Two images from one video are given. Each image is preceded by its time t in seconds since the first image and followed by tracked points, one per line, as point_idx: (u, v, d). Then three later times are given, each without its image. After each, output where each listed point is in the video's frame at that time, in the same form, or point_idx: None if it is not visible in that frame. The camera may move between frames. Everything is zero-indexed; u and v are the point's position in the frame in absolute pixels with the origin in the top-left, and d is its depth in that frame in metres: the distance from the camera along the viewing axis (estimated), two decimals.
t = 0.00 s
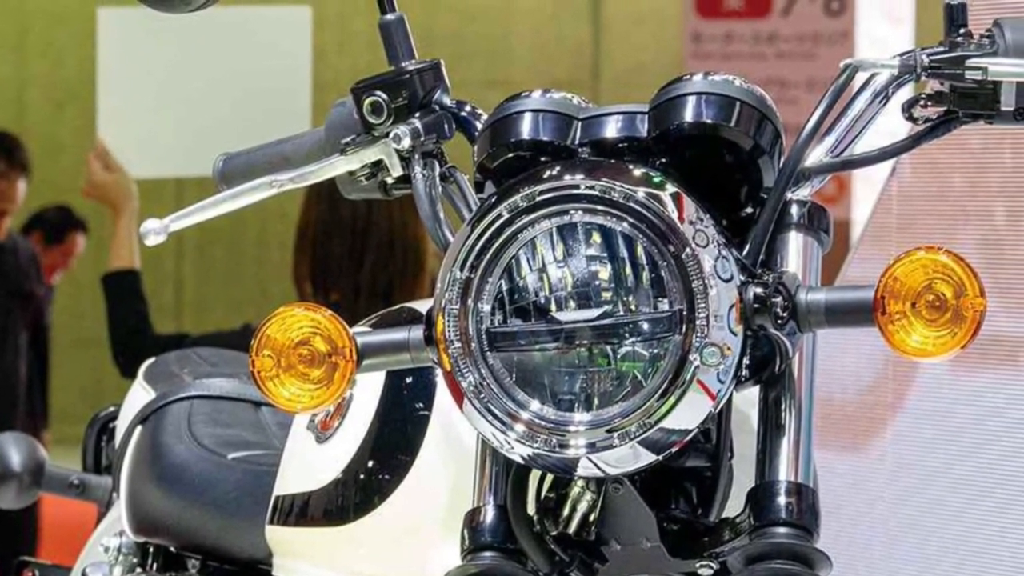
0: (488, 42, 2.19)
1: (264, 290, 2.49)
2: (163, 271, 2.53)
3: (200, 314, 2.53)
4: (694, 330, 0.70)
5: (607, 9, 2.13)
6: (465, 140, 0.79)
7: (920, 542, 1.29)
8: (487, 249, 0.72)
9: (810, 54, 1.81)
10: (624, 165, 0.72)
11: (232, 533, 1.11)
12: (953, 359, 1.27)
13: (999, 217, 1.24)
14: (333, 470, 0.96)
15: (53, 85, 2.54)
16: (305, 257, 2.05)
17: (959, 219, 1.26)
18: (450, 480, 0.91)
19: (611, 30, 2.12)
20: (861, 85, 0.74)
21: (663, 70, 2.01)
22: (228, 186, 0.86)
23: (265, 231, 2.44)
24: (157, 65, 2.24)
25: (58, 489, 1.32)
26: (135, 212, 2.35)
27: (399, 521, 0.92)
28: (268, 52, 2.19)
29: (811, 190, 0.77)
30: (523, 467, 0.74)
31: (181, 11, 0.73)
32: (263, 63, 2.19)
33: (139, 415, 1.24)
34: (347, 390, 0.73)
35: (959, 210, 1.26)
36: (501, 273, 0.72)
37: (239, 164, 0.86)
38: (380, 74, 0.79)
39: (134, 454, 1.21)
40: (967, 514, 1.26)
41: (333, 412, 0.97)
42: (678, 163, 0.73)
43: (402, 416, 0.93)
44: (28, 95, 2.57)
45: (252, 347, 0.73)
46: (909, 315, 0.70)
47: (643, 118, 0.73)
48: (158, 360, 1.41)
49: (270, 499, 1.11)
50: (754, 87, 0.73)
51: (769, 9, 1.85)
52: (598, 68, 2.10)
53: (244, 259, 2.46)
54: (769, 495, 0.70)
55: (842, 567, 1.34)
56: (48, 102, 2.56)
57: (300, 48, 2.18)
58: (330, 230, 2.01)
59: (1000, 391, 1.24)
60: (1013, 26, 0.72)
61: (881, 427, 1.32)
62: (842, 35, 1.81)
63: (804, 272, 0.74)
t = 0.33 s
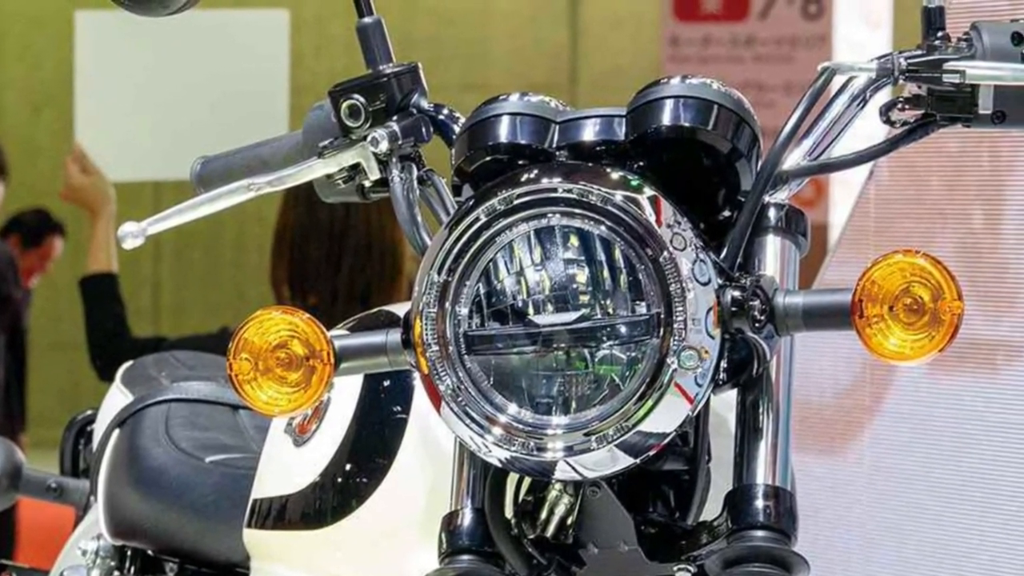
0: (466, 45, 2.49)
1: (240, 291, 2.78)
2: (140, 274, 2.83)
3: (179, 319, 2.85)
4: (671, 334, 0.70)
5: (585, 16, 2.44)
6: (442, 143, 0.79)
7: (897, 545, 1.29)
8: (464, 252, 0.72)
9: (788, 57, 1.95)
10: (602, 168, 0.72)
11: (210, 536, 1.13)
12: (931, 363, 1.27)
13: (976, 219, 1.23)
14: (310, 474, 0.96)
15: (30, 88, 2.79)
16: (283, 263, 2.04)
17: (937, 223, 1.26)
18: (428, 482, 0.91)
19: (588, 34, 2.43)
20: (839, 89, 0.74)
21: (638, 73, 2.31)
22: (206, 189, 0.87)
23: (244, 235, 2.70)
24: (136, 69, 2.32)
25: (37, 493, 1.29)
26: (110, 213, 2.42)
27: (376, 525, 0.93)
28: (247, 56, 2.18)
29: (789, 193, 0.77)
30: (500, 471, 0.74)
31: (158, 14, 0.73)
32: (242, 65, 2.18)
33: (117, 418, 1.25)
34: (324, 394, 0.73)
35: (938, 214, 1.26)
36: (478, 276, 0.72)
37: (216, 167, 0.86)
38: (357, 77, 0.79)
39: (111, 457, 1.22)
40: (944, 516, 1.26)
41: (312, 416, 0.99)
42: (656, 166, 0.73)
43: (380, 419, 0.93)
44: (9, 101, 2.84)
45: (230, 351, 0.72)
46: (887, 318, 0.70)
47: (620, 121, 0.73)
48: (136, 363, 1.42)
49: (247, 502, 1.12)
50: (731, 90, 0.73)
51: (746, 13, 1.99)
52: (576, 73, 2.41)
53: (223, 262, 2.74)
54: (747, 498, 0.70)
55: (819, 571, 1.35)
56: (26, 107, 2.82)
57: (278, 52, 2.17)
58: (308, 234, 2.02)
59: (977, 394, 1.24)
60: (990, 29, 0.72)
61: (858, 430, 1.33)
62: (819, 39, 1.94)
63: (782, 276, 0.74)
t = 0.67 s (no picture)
0: (442, 47, 2.32)
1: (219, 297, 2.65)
2: (120, 278, 2.72)
3: (156, 321, 2.74)
4: (649, 337, 0.70)
5: (561, 14, 2.35)
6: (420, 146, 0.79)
7: (875, 548, 1.29)
8: (442, 255, 0.72)
9: (767, 60, 1.90)
10: (579, 171, 0.72)
11: (187, 539, 1.13)
12: (908, 366, 1.27)
13: (954, 222, 1.24)
14: (288, 477, 0.97)
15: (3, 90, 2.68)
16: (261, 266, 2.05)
17: (914, 227, 1.27)
18: (405, 487, 0.92)
19: (565, 35, 2.34)
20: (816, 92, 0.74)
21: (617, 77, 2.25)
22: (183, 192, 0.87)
23: (221, 235, 2.55)
24: (112, 72, 2.32)
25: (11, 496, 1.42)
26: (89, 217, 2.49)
27: (353, 527, 0.93)
28: (223, 60, 2.15)
29: (766, 197, 0.77)
30: (478, 474, 0.74)
31: (136, 16, 0.76)
32: (218, 71, 2.15)
33: (94, 421, 1.27)
34: (302, 398, 0.73)
35: (915, 217, 1.26)
36: (456, 280, 0.72)
37: (194, 170, 0.87)
38: (335, 80, 0.79)
39: (89, 460, 1.23)
40: (921, 519, 1.26)
41: (289, 420, 0.99)
42: (634, 169, 0.73)
43: (358, 422, 0.94)
44: None
45: (207, 354, 0.73)
46: (864, 322, 0.69)
47: (598, 124, 0.73)
48: (113, 366, 1.43)
49: (225, 505, 1.13)
50: (709, 94, 0.73)
51: (724, 16, 1.96)
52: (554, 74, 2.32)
53: (203, 265, 2.60)
54: (724, 502, 0.70)
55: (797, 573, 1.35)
56: None
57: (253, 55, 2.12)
58: (286, 237, 2.03)
59: (954, 398, 1.23)
60: (968, 33, 0.72)
61: (836, 433, 1.32)
62: (797, 42, 1.91)
63: (759, 278, 0.74)
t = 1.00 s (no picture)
0: (419, 52, 2.34)
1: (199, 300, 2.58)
2: (96, 281, 2.62)
3: (134, 325, 2.63)
4: (626, 341, 0.70)
5: (539, 19, 2.28)
6: (398, 150, 0.79)
7: (852, 552, 1.29)
8: (419, 258, 0.72)
9: (743, 64, 1.90)
10: (557, 175, 0.72)
11: (165, 543, 1.15)
12: (886, 369, 1.27)
13: (931, 226, 1.24)
14: (265, 481, 0.97)
15: None
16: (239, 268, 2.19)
17: (892, 230, 1.27)
18: (383, 491, 0.92)
19: (544, 40, 2.26)
20: (794, 95, 0.74)
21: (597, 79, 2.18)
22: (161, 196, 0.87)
23: (201, 240, 2.50)
24: (89, 75, 2.36)
25: None
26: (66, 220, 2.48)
27: (332, 530, 0.93)
28: (203, 62, 2.30)
29: (744, 201, 0.77)
30: (456, 477, 0.74)
31: (114, 20, 0.76)
32: (198, 73, 2.30)
33: (71, 425, 1.27)
34: (280, 401, 0.73)
35: (892, 220, 1.27)
36: (433, 283, 0.72)
37: (171, 174, 0.87)
38: (313, 84, 0.79)
39: (67, 462, 1.24)
40: (899, 522, 1.26)
41: (267, 423, 0.99)
42: (611, 173, 0.73)
43: (336, 426, 0.94)
44: None
45: (185, 357, 0.73)
46: (842, 325, 0.69)
47: (576, 128, 0.73)
48: (91, 369, 1.44)
49: (203, 509, 1.15)
50: (686, 97, 0.73)
51: (701, 19, 1.95)
52: (531, 77, 2.24)
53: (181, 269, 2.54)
54: (702, 505, 0.70)
55: None
56: None
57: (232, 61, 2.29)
58: (264, 240, 2.14)
59: (933, 401, 1.24)
60: (946, 36, 0.73)
61: (813, 437, 1.32)
62: (775, 45, 1.91)
63: (737, 282, 0.74)
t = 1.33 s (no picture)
0: (398, 55, 2.38)
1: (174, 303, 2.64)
2: (75, 284, 2.67)
3: (112, 327, 2.68)
4: (604, 343, 0.70)
5: (515, 21, 2.27)
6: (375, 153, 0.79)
7: (831, 555, 1.28)
8: (397, 262, 0.72)
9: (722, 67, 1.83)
10: (535, 178, 0.72)
11: (142, 546, 1.18)
12: (864, 373, 1.27)
13: (909, 230, 1.24)
14: (243, 484, 0.99)
15: None
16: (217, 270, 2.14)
17: (869, 233, 1.27)
18: (360, 491, 0.94)
19: (521, 44, 2.25)
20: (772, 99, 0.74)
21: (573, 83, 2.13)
22: (138, 199, 0.87)
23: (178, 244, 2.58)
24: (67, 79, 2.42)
25: None
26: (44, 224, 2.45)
27: (311, 534, 0.95)
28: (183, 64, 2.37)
29: (722, 204, 0.77)
30: (434, 481, 0.73)
31: (91, 23, 0.77)
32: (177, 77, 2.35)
33: (49, 427, 1.30)
34: (258, 404, 0.73)
35: (870, 224, 1.27)
36: (411, 286, 0.72)
37: (148, 177, 0.87)
38: (290, 86, 0.79)
39: (44, 466, 1.26)
40: (877, 526, 1.26)
41: (244, 426, 1.00)
42: (589, 176, 0.73)
43: (313, 429, 0.96)
44: None
45: (162, 360, 0.73)
46: (820, 329, 0.69)
47: (553, 131, 0.73)
48: (69, 373, 1.47)
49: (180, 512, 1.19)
50: (664, 100, 0.73)
51: (679, 22, 1.89)
52: (508, 80, 2.25)
53: (156, 273, 2.61)
54: (679, 508, 0.70)
55: None
56: None
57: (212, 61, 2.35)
58: (241, 244, 2.10)
59: (909, 405, 1.24)
60: (923, 39, 0.72)
61: (791, 440, 1.32)
62: (753, 48, 1.82)
63: (715, 285, 0.74)
